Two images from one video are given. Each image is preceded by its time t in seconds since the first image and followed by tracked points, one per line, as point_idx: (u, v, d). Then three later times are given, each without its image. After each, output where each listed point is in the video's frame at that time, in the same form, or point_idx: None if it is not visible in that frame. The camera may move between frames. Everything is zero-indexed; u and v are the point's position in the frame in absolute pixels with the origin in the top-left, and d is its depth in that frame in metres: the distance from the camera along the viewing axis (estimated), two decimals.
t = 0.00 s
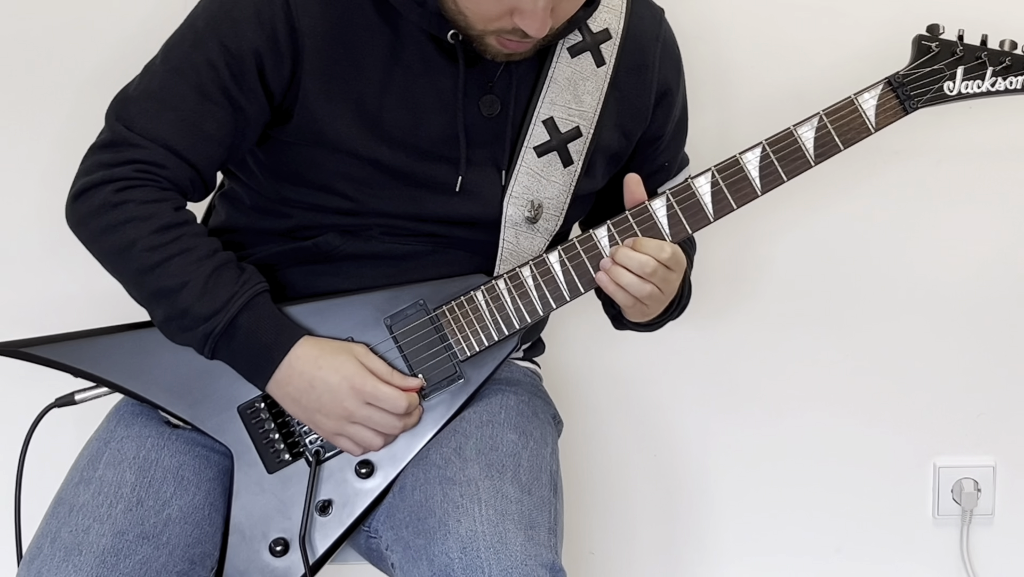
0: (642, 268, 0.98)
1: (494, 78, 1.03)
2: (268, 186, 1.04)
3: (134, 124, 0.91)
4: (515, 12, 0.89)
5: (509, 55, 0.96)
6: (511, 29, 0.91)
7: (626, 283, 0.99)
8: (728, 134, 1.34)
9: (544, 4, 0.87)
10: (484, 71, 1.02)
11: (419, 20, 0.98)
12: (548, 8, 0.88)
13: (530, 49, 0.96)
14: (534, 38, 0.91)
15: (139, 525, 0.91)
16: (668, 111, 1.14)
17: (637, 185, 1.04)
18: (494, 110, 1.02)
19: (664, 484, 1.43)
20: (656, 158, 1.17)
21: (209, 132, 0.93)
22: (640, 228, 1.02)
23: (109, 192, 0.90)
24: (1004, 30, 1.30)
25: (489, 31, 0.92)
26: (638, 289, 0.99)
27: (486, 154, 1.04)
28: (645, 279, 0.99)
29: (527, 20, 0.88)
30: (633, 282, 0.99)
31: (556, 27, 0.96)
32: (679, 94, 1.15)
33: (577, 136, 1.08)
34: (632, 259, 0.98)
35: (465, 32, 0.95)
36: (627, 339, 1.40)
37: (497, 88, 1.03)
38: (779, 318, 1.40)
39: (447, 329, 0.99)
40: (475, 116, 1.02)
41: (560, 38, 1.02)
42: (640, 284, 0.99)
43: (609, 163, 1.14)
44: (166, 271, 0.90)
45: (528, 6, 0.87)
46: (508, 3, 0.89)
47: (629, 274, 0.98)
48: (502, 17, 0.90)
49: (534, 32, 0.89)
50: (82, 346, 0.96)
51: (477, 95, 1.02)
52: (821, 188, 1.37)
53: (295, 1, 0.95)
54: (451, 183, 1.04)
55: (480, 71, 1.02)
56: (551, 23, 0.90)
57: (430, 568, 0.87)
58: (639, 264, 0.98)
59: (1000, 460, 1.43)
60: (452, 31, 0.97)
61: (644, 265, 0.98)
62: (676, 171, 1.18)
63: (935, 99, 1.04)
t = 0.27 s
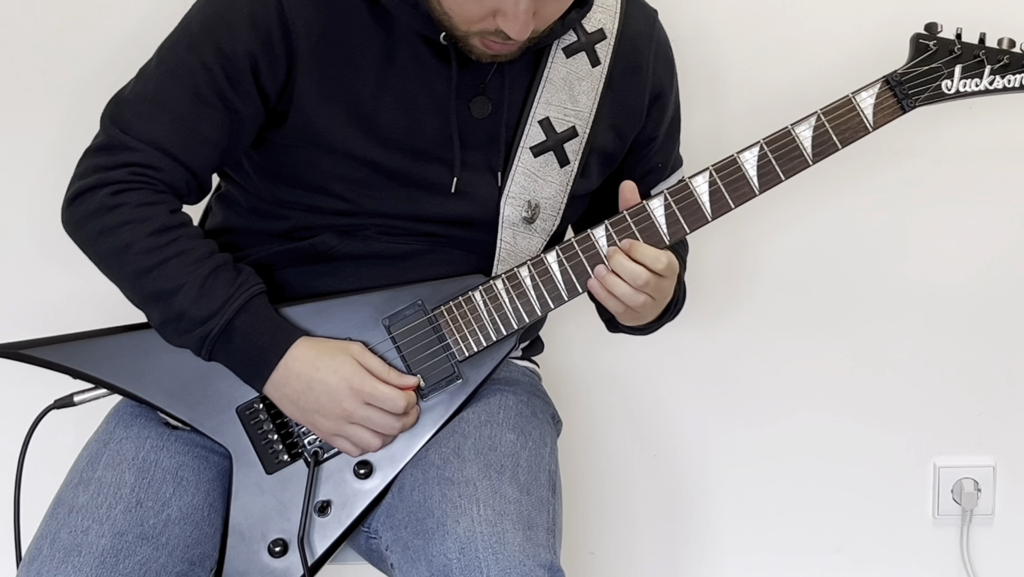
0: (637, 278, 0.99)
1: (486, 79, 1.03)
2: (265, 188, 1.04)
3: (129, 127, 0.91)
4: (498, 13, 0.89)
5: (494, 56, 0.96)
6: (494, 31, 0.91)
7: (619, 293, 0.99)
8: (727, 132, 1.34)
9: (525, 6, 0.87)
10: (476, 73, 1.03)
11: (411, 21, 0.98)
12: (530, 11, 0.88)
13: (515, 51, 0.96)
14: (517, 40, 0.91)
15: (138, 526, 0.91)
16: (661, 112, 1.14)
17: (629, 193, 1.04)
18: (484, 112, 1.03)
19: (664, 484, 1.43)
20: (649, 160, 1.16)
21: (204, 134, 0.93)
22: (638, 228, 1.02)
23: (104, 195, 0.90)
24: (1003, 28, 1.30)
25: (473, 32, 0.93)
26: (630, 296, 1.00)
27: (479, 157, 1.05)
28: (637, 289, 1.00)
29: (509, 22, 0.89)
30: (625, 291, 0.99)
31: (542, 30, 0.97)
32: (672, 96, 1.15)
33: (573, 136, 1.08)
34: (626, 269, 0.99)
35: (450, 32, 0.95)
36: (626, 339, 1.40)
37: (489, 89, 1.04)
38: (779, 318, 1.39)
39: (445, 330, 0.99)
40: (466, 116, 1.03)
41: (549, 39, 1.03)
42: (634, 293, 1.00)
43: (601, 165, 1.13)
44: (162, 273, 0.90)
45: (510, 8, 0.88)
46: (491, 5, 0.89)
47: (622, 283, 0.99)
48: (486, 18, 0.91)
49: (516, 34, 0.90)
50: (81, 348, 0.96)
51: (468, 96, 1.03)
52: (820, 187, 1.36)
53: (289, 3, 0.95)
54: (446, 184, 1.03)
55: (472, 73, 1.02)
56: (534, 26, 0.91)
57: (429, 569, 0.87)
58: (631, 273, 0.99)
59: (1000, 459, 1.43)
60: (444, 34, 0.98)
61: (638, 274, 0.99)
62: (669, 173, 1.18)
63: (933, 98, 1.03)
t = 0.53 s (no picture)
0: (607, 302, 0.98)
1: (484, 80, 1.03)
2: (264, 188, 1.04)
3: (127, 125, 0.91)
4: (492, 11, 0.90)
5: (490, 55, 0.96)
6: (488, 29, 0.91)
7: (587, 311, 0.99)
8: (727, 132, 1.34)
9: (520, 5, 0.88)
10: (474, 73, 1.02)
11: (409, 22, 0.98)
12: (524, 9, 0.89)
13: (510, 51, 0.96)
14: (510, 39, 0.92)
15: (139, 526, 0.91)
16: (658, 115, 1.15)
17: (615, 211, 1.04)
18: (484, 112, 1.02)
19: (664, 485, 1.43)
20: (641, 164, 1.18)
21: (202, 133, 0.93)
22: (638, 228, 1.02)
23: (102, 193, 0.90)
24: (1003, 28, 1.30)
25: (468, 30, 0.93)
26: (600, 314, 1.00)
27: (477, 158, 1.04)
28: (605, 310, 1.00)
29: (503, 20, 0.89)
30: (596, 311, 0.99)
31: (537, 29, 0.97)
32: (669, 99, 1.16)
33: (574, 137, 1.08)
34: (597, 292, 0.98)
35: (444, 30, 0.95)
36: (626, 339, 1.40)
37: (487, 90, 1.03)
38: (779, 318, 1.39)
39: (445, 330, 0.99)
40: (465, 116, 1.02)
41: (548, 37, 1.04)
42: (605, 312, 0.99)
43: (598, 167, 1.14)
44: (160, 273, 0.90)
45: (505, 6, 0.88)
46: (486, 3, 0.89)
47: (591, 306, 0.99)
48: (481, 17, 0.91)
49: (511, 33, 0.90)
50: (81, 348, 0.96)
51: (467, 96, 1.02)
52: (820, 187, 1.36)
53: (287, 3, 0.95)
54: (445, 185, 1.03)
55: (470, 74, 1.02)
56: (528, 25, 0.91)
57: (429, 569, 0.87)
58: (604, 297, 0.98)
59: (1000, 459, 1.43)
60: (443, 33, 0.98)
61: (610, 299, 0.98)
62: (658, 178, 1.19)
63: (934, 97, 1.03)
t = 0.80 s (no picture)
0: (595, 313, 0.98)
1: (485, 80, 1.03)
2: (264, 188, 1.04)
3: (126, 123, 0.91)
4: (495, 14, 0.89)
5: (492, 56, 0.96)
6: (492, 31, 0.91)
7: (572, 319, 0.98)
8: (728, 132, 1.34)
9: (523, 8, 0.87)
10: (474, 73, 1.02)
11: (409, 22, 0.98)
12: (527, 12, 0.88)
13: (513, 51, 0.96)
14: (515, 40, 0.91)
15: (139, 525, 0.91)
16: (656, 117, 1.15)
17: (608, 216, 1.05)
18: (484, 113, 1.02)
19: (664, 484, 1.43)
20: (638, 166, 1.18)
21: (201, 132, 0.93)
22: (639, 229, 1.01)
23: (101, 191, 0.90)
24: (1004, 29, 1.29)
25: (471, 32, 0.93)
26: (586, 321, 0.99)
27: (477, 159, 1.04)
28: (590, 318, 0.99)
29: (506, 23, 0.89)
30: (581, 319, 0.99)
31: (540, 30, 0.97)
32: (668, 101, 1.16)
33: (575, 137, 1.08)
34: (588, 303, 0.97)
35: (449, 32, 0.95)
36: (626, 339, 1.40)
37: (488, 91, 1.03)
38: (779, 318, 1.39)
39: (446, 330, 0.99)
40: (465, 117, 1.02)
41: (549, 38, 1.03)
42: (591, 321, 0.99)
43: (598, 167, 1.14)
44: (159, 271, 0.90)
45: (508, 9, 0.88)
46: (489, 5, 0.89)
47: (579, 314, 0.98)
48: (484, 19, 0.91)
49: (515, 35, 0.90)
50: (82, 347, 0.96)
51: (467, 96, 1.02)
52: (821, 187, 1.36)
53: (288, 3, 0.95)
54: (445, 186, 1.03)
55: (470, 74, 1.02)
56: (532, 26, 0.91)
57: (429, 569, 0.87)
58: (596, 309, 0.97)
59: (1000, 460, 1.43)
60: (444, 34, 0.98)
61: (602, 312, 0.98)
62: (654, 180, 1.20)
63: (935, 98, 1.03)
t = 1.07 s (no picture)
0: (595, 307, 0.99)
1: (484, 81, 1.03)
2: (263, 188, 1.04)
3: (125, 124, 0.91)
4: (499, 14, 0.89)
5: (494, 57, 0.96)
6: (495, 32, 0.91)
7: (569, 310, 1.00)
8: (729, 131, 1.34)
9: (527, 8, 0.88)
10: (473, 74, 1.03)
11: (408, 22, 0.98)
12: (531, 12, 0.89)
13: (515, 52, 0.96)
14: (517, 41, 0.92)
15: (139, 525, 0.91)
16: (656, 116, 1.15)
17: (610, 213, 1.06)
18: (483, 113, 1.03)
19: (665, 484, 1.43)
20: (638, 165, 1.18)
21: (200, 133, 0.93)
22: (639, 229, 1.02)
23: (100, 191, 0.90)
24: (1003, 29, 1.30)
25: (473, 33, 0.93)
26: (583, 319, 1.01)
27: (477, 159, 1.05)
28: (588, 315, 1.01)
29: (509, 23, 0.89)
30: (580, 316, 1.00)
31: (542, 30, 0.97)
32: (667, 100, 1.16)
33: (573, 136, 1.08)
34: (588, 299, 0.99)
35: (451, 33, 0.95)
36: (626, 338, 1.40)
37: (488, 91, 1.04)
38: (779, 318, 1.39)
39: (446, 329, 0.99)
40: (465, 117, 1.03)
41: (547, 40, 1.03)
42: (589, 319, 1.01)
43: (598, 166, 1.14)
44: (159, 271, 0.90)
45: (512, 9, 0.88)
46: (493, 6, 0.89)
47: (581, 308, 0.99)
48: (487, 20, 0.91)
49: (518, 35, 0.90)
50: (81, 347, 0.96)
51: (467, 97, 1.02)
52: (821, 187, 1.36)
53: (287, 3, 0.95)
54: (445, 186, 1.03)
55: (469, 75, 1.02)
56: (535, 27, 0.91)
57: (429, 569, 0.87)
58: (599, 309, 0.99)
59: (1000, 459, 1.43)
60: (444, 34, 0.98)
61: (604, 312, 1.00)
62: (654, 179, 1.19)
63: (935, 98, 1.03)
